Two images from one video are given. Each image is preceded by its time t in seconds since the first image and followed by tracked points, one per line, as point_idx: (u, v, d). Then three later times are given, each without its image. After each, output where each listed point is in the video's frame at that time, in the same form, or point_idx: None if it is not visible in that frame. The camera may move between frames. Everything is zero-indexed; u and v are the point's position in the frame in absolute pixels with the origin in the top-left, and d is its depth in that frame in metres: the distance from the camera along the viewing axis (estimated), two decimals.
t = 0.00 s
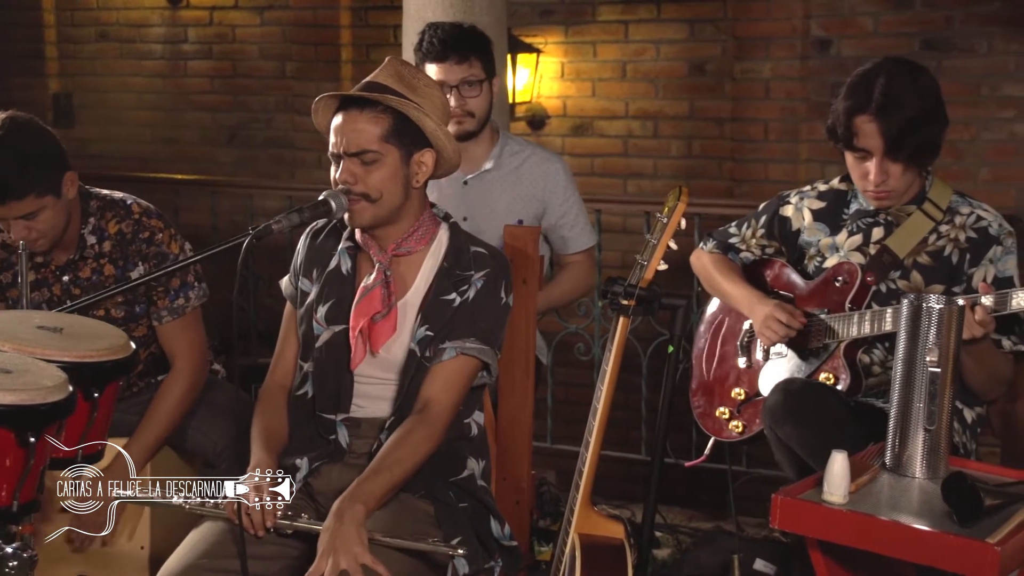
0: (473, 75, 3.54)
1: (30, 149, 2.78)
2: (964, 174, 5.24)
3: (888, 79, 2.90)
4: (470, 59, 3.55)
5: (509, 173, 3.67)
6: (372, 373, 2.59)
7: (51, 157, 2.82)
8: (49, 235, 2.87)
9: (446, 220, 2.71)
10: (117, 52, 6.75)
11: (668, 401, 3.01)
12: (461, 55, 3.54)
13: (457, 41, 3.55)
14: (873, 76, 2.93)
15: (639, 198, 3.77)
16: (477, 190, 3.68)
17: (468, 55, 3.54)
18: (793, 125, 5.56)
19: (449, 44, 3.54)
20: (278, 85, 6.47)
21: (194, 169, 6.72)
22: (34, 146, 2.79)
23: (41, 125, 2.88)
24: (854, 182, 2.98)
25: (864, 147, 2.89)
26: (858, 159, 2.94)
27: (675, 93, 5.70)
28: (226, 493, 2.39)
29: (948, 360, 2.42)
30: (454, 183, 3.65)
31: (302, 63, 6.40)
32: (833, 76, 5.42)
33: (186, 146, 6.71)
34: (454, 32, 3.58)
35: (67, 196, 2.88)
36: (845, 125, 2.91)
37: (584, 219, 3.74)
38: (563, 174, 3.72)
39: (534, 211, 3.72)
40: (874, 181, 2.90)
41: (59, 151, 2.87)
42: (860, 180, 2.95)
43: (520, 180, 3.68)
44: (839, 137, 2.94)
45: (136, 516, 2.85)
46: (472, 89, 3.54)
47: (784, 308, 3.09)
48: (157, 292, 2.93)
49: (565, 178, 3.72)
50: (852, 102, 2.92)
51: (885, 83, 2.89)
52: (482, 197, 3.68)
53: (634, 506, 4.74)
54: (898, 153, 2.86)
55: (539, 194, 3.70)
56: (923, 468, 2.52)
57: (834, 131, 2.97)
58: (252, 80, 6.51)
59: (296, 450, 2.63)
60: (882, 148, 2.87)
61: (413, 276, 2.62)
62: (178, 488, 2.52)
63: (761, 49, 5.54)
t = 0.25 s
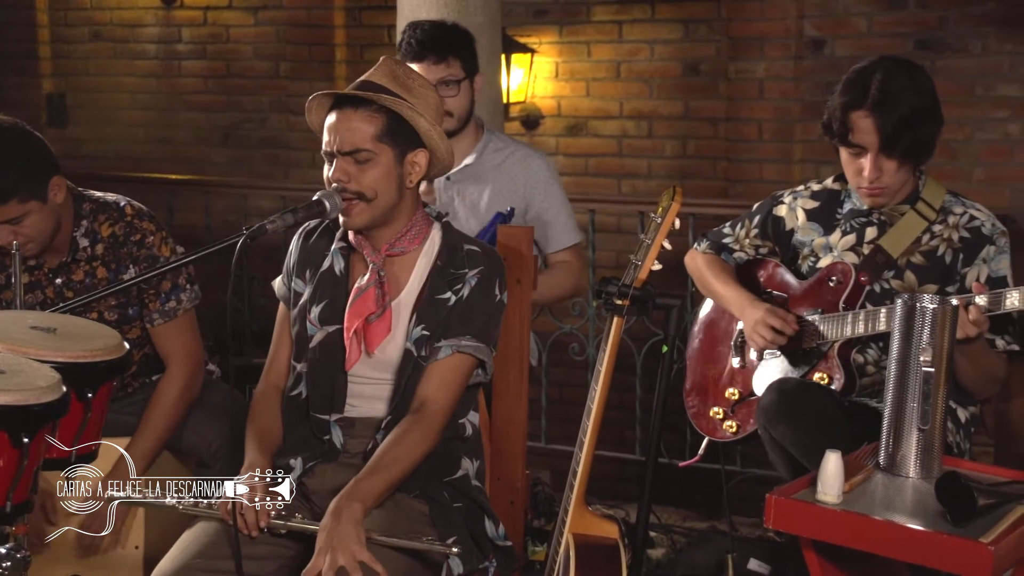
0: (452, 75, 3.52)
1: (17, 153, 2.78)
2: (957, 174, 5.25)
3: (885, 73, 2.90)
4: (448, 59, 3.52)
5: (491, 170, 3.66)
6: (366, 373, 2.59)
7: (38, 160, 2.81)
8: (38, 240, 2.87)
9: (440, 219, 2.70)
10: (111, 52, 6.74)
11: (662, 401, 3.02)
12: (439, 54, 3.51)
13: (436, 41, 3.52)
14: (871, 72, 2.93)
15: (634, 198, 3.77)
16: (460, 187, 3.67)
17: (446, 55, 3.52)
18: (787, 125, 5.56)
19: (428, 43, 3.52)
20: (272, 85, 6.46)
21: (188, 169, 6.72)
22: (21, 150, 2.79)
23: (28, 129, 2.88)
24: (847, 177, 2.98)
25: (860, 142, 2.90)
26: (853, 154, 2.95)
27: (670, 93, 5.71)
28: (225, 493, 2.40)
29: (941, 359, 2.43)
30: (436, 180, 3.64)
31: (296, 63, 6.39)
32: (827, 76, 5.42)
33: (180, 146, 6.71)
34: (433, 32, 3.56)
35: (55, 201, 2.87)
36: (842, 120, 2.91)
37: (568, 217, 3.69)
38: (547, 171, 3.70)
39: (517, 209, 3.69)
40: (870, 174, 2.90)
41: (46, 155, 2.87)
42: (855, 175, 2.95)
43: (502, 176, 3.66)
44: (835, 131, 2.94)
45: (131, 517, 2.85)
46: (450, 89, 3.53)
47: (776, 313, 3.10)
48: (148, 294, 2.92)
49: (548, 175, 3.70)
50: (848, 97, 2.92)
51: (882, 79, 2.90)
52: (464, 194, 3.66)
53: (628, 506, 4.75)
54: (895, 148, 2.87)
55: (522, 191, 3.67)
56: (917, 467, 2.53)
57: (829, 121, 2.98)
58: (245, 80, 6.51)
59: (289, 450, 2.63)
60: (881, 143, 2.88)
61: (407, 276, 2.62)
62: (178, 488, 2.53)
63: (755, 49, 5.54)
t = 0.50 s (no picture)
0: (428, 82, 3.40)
1: (2, 159, 2.77)
2: (948, 174, 5.24)
3: (877, 75, 2.91)
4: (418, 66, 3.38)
5: (470, 163, 3.69)
6: (356, 372, 2.59)
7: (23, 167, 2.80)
8: (24, 249, 2.85)
9: (428, 218, 2.70)
10: (101, 52, 6.73)
11: (654, 401, 3.02)
12: (413, 61, 3.39)
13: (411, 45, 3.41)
14: (864, 74, 2.93)
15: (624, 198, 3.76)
16: (440, 181, 3.71)
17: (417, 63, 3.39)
18: (779, 125, 5.56)
19: (401, 50, 3.40)
20: (263, 85, 6.45)
21: (179, 169, 6.71)
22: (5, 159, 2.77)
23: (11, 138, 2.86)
24: (844, 181, 2.99)
25: (858, 143, 2.90)
26: (847, 157, 2.96)
27: (662, 93, 5.71)
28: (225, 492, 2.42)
29: (932, 359, 2.44)
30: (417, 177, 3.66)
31: (288, 63, 6.38)
32: (818, 76, 5.42)
33: (171, 146, 6.70)
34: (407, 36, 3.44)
35: (41, 211, 2.85)
36: (837, 122, 2.91)
37: (547, 209, 3.69)
38: (525, 165, 3.72)
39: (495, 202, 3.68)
40: (865, 177, 2.91)
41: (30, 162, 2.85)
42: (850, 178, 2.96)
43: (482, 169, 3.68)
44: (831, 133, 2.93)
45: (121, 517, 2.85)
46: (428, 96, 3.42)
47: (771, 309, 3.09)
48: (138, 296, 2.92)
49: (526, 169, 3.72)
50: (843, 99, 2.92)
51: (874, 81, 2.90)
52: (445, 188, 3.69)
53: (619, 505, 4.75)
54: (895, 148, 2.88)
55: (500, 184, 3.68)
56: (907, 466, 2.53)
57: (823, 126, 2.97)
58: (236, 80, 6.50)
59: (279, 450, 2.62)
60: (877, 145, 2.88)
61: (397, 274, 2.62)
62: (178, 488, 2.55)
63: (746, 49, 5.54)
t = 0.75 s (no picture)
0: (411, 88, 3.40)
1: None
2: (938, 174, 5.26)
3: (869, 75, 2.91)
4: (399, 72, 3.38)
5: (450, 160, 3.70)
6: (344, 373, 2.59)
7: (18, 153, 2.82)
8: (16, 234, 2.85)
9: (416, 219, 2.70)
10: (91, 52, 6.72)
11: (644, 400, 3.02)
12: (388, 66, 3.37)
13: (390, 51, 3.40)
14: (853, 75, 2.93)
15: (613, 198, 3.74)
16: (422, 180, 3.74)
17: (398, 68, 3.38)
18: (770, 125, 5.57)
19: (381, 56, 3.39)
20: (254, 85, 6.45)
21: (170, 169, 6.70)
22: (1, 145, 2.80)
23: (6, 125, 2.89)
24: (832, 180, 3.00)
25: (842, 143, 2.91)
26: (836, 157, 2.96)
27: (652, 93, 5.72)
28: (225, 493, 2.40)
29: (922, 360, 2.44)
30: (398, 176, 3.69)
31: (278, 63, 6.38)
32: (809, 76, 5.42)
33: (162, 146, 6.69)
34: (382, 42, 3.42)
35: (33, 194, 2.86)
36: (824, 123, 2.92)
37: (529, 203, 3.69)
38: (505, 160, 3.73)
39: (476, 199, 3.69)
40: (852, 177, 2.91)
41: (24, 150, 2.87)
42: (838, 176, 2.97)
43: (462, 166, 3.69)
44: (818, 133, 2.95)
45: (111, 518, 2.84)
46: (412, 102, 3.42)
47: (762, 308, 3.10)
48: (130, 293, 2.91)
49: (506, 164, 3.72)
50: (832, 100, 2.93)
51: (863, 82, 2.91)
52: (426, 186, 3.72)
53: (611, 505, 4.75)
54: (875, 153, 2.88)
55: (480, 180, 3.69)
56: (897, 466, 2.54)
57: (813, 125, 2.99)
58: (227, 81, 6.50)
59: (269, 451, 2.63)
60: (860, 148, 2.89)
61: (385, 275, 2.62)
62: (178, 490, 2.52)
63: (736, 49, 5.55)
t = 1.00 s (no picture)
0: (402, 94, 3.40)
1: None
2: (931, 174, 5.26)
3: (867, 72, 2.91)
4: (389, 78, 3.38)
5: (439, 161, 3.71)
6: (334, 368, 2.59)
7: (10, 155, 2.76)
8: (5, 237, 2.82)
9: (403, 214, 2.69)
10: (83, 52, 6.71)
11: (637, 399, 3.02)
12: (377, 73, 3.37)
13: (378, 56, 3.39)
14: (853, 71, 2.94)
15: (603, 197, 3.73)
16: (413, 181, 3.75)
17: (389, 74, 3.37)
18: (762, 125, 5.58)
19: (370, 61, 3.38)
20: (246, 85, 6.44)
21: (162, 169, 6.69)
22: None
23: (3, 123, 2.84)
24: (829, 178, 3.00)
25: (843, 139, 2.91)
26: (835, 153, 2.96)
27: (645, 93, 5.72)
28: (225, 493, 2.35)
29: (914, 360, 2.44)
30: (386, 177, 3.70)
31: (271, 63, 6.37)
32: (801, 76, 5.43)
33: (154, 146, 6.68)
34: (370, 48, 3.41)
35: (24, 198, 2.82)
36: (826, 117, 2.92)
37: (518, 203, 3.69)
38: (494, 160, 3.72)
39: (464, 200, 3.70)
40: (852, 173, 2.92)
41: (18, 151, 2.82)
42: (835, 174, 2.97)
43: (450, 166, 3.70)
44: (820, 128, 2.94)
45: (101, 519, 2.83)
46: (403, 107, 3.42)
47: (752, 312, 3.11)
48: (121, 294, 2.91)
49: (495, 164, 3.71)
50: (832, 95, 2.93)
51: (863, 78, 2.91)
52: (416, 186, 3.73)
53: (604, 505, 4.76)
54: (880, 147, 2.89)
55: (468, 180, 3.69)
56: (889, 464, 2.54)
57: (812, 121, 2.98)
58: (219, 80, 6.49)
59: (260, 451, 2.62)
60: (864, 141, 2.89)
61: (373, 270, 2.62)
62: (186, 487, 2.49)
63: (729, 49, 5.55)
